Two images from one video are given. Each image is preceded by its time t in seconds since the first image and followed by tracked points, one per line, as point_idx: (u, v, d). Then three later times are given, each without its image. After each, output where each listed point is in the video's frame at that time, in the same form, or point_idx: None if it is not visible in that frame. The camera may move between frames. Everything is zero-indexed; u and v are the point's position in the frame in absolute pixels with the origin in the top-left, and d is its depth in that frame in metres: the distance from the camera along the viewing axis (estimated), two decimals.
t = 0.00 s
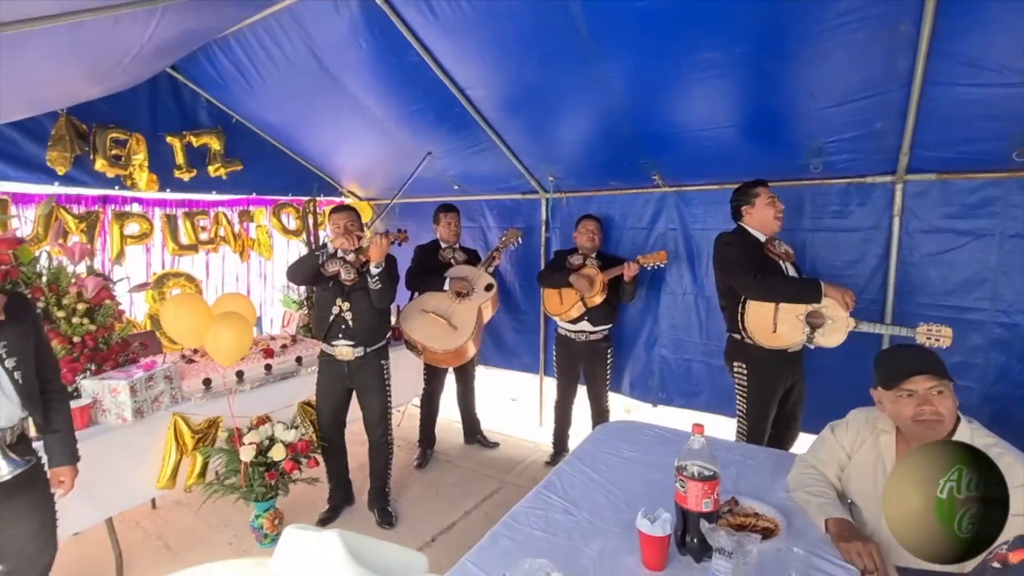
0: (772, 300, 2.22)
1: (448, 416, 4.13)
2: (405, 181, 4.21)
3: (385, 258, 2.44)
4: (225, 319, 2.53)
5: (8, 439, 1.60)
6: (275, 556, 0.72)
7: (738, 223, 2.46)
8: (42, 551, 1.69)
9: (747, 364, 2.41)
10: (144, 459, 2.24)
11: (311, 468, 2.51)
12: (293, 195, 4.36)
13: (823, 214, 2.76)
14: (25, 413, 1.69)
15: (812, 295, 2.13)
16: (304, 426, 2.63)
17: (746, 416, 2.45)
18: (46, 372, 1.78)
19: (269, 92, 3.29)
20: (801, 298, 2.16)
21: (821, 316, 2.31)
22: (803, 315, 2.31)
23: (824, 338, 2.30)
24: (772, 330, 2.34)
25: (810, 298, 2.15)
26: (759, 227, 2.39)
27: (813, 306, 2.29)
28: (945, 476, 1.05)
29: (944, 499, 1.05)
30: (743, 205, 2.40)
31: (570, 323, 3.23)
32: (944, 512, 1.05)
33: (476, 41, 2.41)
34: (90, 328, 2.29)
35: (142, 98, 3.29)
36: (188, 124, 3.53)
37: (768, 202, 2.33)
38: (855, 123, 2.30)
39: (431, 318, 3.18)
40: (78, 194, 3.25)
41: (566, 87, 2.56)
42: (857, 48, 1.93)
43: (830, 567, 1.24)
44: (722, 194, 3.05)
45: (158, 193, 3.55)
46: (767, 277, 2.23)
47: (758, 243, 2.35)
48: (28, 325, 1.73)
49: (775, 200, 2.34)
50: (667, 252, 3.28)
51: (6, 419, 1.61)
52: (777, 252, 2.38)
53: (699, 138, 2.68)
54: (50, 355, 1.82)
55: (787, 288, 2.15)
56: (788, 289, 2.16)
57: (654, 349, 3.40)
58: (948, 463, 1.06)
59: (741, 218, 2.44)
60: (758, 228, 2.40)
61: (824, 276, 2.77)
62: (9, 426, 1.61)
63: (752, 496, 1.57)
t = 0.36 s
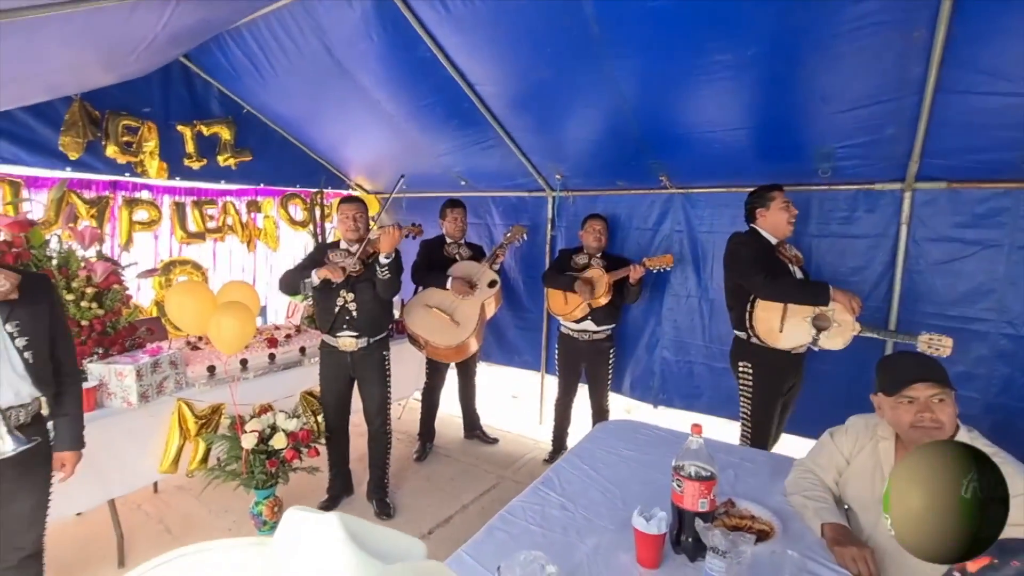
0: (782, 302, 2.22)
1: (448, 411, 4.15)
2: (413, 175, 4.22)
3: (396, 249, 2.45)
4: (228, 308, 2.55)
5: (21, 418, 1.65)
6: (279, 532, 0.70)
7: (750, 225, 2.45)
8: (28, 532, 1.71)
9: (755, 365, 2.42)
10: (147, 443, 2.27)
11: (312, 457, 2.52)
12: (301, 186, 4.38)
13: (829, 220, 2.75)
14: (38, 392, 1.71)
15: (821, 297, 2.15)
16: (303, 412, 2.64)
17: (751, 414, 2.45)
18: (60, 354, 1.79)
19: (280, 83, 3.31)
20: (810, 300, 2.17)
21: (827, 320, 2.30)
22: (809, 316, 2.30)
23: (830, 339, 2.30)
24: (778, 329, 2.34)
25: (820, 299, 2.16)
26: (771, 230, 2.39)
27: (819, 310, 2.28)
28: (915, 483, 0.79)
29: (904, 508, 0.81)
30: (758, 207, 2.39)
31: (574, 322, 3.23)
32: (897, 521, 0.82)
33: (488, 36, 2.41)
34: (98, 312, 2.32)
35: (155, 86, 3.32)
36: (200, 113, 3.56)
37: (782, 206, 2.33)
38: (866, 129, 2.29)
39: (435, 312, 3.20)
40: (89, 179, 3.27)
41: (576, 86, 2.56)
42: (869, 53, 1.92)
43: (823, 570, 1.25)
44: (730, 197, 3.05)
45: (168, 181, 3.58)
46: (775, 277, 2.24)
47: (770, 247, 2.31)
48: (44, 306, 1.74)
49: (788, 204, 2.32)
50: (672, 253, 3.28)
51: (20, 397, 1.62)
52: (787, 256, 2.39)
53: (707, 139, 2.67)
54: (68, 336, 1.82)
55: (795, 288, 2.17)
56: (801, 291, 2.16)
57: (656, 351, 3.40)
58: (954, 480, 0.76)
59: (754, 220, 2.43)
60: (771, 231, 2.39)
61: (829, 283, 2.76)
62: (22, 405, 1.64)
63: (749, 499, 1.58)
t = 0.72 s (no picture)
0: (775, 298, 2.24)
1: (452, 411, 4.15)
2: (415, 176, 4.23)
3: (400, 251, 2.49)
4: (232, 310, 2.56)
5: (34, 420, 1.65)
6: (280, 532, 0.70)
7: (759, 223, 2.46)
8: (40, 531, 1.73)
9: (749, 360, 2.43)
10: (153, 445, 2.28)
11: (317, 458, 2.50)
12: (303, 188, 4.39)
13: (833, 219, 2.74)
14: (53, 395, 1.73)
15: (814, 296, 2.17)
16: (309, 411, 2.56)
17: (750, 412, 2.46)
18: (76, 357, 1.79)
19: (282, 86, 3.32)
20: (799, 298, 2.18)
21: (819, 320, 2.29)
22: (800, 315, 2.31)
23: (818, 338, 2.30)
24: (769, 325, 2.36)
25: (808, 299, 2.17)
26: (778, 229, 2.39)
27: (809, 310, 2.27)
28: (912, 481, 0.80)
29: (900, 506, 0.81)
30: (767, 206, 2.39)
31: (576, 323, 3.24)
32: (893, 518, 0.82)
33: (489, 37, 2.41)
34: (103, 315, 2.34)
35: (159, 90, 3.34)
36: (203, 117, 3.58)
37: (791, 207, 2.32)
38: (868, 127, 2.28)
39: (437, 311, 3.20)
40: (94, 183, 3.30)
41: (577, 86, 2.56)
42: (872, 50, 1.91)
43: (829, 570, 1.25)
44: (732, 196, 3.04)
45: (172, 183, 3.60)
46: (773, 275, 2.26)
47: (774, 244, 2.36)
48: (60, 310, 1.74)
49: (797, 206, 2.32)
50: (674, 252, 3.27)
51: (31, 400, 1.65)
52: (789, 257, 2.38)
53: (709, 138, 2.67)
54: (85, 337, 1.82)
55: (786, 287, 2.19)
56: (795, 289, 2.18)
57: (659, 350, 3.39)
58: (953, 479, 0.76)
59: (762, 219, 2.44)
60: (778, 230, 2.40)
61: (833, 281, 2.75)
62: (36, 407, 1.66)
63: (753, 498, 1.58)
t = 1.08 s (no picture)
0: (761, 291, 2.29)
1: (456, 410, 4.15)
2: (416, 176, 4.22)
3: (402, 252, 2.51)
4: (233, 312, 2.56)
5: (33, 427, 1.67)
6: (254, 534, 0.69)
7: (771, 217, 2.45)
8: (43, 537, 1.73)
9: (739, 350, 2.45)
10: (157, 448, 2.29)
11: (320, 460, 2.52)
12: (305, 189, 4.40)
13: (837, 212, 2.71)
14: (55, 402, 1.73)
15: (799, 293, 2.21)
16: (310, 413, 2.62)
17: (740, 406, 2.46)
18: (80, 363, 1.80)
19: (281, 87, 3.32)
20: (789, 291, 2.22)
21: (803, 316, 2.29)
22: (784, 310, 2.32)
23: (798, 336, 2.32)
24: (753, 316, 2.38)
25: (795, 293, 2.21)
26: (786, 226, 2.38)
27: (794, 305, 2.29)
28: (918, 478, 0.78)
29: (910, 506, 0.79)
30: (781, 199, 2.36)
31: (578, 320, 3.22)
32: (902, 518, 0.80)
33: (487, 35, 2.40)
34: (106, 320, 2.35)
35: (159, 93, 3.34)
36: (204, 119, 3.59)
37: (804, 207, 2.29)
38: (871, 118, 2.25)
39: (439, 312, 3.19)
40: (96, 188, 3.31)
41: (577, 82, 2.54)
42: (874, 40, 1.88)
43: (836, 568, 1.23)
44: (735, 190, 3.02)
45: (174, 187, 3.61)
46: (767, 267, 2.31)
47: (776, 238, 2.38)
48: (64, 317, 1.74)
49: (811, 204, 2.28)
50: (677, 248, 3.25)
51: (31, 406, 1.66)
52: (788, 252, 2.35)
53: (710, 132, 2.64)
54: (90, 344, 1.82)
55: (777, 281, 2.24)
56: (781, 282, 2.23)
57: (663, 346, 3.37)
58: (955, 479, 0.75)
59: (774, 213, 2.42)
60: (786, 226, 2.39)
61: (838, 275, 2.72)
62: (35, 414, 1.67)
63: (758, 495, 1.56)
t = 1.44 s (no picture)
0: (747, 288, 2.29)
1: (455, 410, 4.16)
2: (413, 175, 4.22)
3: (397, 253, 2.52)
4: (230, 313, 2.56)
5: (25, 433, 1.67)
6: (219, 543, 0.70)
7: (770, 214, 2.43)
8: (38, 541, 1.74)
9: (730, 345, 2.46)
10: (154, 451, 2.30)
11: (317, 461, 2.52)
12: (302, 190, 4.40)
13: (833, 207, 2.69)
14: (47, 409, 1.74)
15: (787, 291, 2.17)
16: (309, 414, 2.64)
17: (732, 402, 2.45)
18: (74, 369, 1.80)
19: (276, 88, 3.31)
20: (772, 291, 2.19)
21: (790, 315, 2.30)
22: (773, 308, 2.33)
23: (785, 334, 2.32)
24: (741, 314, 2.40)
25: (781, 294, 2.17)
26: (784, 225, 2.37)
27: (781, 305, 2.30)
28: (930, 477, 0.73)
29: (926, 506, 0.73)
30: (784, 197, 2.33)
31: (575, 318, 3.22)
32: (920, 519, 0.73)
33: (478, 34, 2.39)
34: (102, 324, 2.35)
35: (154, 96, 3.35)
36: (199, 122, 3.59)
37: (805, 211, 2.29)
38: (866, 112, 2.23)
39: (435, 311, 3.17)
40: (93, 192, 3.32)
41: (570, 80, 2.53)
42: (867, 33, 1.86)
43: (826, 567, 1.23)
44: (731, 186, 3.00)
45: (171, 190, 3.62)
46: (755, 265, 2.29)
47: (770, 234, 2.37)
48: (55, 325, 1.74)
49: (811, 208, 2.27)
50: (673, 245, 3.24)
51: (22, 413, 1.66)
52: (781, 249, 2.34)
53: (705, 128, 2.63)
54: (84, 350, 1.82)
55: (765, 280, 2.20)
56: (762, 279, 2.22)
57: (660, 343, 3.36)
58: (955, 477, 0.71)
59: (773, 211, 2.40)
60: (784, 226, 2.38)
61: (835, 270, 2.71)
62: (27, 421, 1.68)
63: (751, 494, 1.55)
